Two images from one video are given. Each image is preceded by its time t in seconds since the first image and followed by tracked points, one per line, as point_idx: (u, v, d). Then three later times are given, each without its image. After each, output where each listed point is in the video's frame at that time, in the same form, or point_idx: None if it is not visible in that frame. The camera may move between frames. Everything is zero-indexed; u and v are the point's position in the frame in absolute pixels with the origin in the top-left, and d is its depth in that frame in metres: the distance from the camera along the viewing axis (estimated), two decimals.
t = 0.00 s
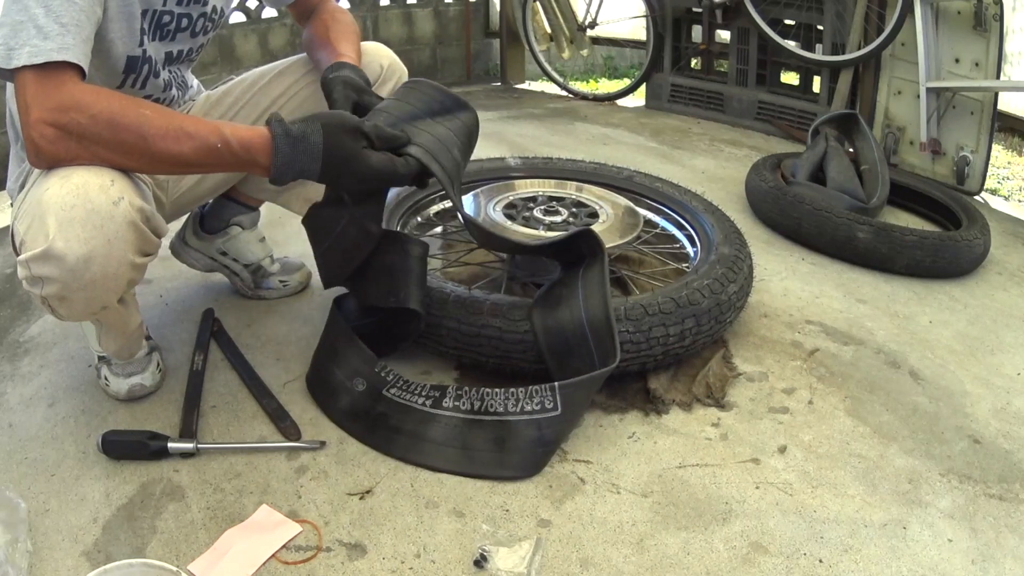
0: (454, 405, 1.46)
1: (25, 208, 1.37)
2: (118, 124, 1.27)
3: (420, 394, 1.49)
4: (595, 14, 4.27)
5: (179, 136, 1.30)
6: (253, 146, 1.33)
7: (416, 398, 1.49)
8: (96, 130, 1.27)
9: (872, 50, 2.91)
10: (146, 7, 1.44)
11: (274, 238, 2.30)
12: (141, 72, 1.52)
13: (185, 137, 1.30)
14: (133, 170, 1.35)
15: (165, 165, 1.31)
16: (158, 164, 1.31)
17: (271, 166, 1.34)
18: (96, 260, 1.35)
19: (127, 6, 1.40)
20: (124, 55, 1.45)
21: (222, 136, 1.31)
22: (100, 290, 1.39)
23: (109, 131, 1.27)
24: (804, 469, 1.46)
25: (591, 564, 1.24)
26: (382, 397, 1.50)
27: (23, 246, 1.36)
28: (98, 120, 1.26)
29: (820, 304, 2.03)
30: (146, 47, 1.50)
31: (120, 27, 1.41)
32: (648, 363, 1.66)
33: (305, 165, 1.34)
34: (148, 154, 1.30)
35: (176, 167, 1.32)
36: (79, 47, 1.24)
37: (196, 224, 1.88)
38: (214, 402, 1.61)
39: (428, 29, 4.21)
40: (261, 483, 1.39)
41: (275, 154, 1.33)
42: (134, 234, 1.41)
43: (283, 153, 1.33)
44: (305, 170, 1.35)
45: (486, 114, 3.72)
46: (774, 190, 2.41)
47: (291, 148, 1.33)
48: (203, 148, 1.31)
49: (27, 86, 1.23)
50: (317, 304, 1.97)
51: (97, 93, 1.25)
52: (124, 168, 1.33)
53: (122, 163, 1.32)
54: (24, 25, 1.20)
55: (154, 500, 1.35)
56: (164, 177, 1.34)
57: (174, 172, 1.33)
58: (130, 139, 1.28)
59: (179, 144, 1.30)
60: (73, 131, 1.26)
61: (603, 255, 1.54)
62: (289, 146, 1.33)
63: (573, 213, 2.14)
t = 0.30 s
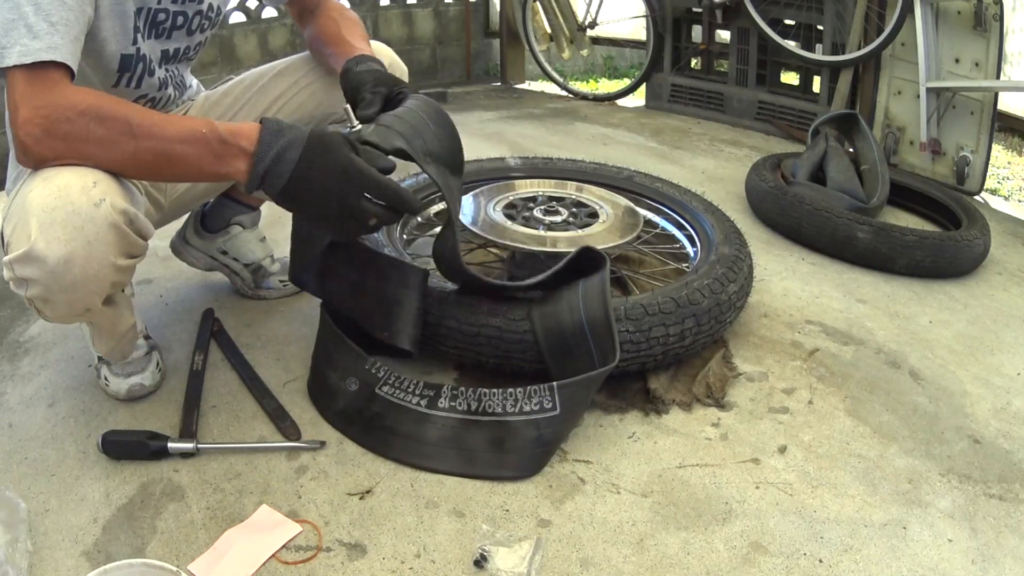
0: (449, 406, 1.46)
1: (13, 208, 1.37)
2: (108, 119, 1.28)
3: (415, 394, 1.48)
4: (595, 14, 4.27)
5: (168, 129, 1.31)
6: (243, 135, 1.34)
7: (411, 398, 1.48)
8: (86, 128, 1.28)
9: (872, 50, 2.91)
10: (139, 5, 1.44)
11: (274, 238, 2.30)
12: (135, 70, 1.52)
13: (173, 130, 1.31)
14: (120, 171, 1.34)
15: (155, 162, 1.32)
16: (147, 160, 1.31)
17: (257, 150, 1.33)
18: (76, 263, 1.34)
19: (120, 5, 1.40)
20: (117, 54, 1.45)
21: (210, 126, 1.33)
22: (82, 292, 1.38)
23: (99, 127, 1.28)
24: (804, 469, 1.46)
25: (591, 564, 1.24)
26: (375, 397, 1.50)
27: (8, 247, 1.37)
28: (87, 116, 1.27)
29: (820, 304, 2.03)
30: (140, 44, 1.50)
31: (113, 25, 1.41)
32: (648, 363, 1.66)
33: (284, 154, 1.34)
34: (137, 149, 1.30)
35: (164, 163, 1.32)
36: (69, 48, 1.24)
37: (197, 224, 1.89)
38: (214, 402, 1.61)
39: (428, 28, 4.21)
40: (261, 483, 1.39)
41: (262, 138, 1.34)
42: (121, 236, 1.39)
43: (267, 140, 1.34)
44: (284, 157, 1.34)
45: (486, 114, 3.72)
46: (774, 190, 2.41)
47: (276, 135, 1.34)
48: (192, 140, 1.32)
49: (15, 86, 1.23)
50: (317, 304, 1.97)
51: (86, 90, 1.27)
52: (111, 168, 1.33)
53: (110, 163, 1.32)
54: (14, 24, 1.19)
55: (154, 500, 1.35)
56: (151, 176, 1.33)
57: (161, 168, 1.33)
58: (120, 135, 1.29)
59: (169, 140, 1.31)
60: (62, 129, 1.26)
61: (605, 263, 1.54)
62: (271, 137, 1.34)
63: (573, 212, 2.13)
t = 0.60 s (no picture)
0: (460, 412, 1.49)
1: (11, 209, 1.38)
2: (23, 162, 1.04)
3: (429, 407, 1.53)
4: (595, 14, 4.27)
5: (101, 174, 1.08)
6: (197, 181, 1.13)
7: (426, 410, 1.53)
8: None
9: (872, 50, 2.91)
10: (159, 33, 1.38)
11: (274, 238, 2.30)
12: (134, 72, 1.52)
13: (109, 177, 1.09)
14: (49, 224, 1.12)
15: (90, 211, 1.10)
16: (83, 216, 1.10)
17: (217, 199, 1.13)
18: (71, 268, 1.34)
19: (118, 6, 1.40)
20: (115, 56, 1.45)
21: (155, 170, 1.11)
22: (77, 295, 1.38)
23: (11, 171, 1.04)
24: (804, 469, 1.46)
25: (591, 564, 1.24)
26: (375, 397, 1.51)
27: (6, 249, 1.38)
28: None
29: (820, 304, 2.03)
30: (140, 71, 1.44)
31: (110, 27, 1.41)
32: (648, 363, 1.66)
33: (247, 217, 1.15)
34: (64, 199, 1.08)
35: (101, 214, 1.10)
36: (49, 68, 1.20)
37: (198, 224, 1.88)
38: (214, 402, 1.61)
39: (428, 29, 4.21)
40: (261, 483, 1.39)
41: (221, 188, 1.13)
42: (114, 239, 1.39)
43: (229, 188, 1.13)
44: (247, 222, 1.15)
45: (486, 114, 3.72)
46: (774, 190, 2.41)
47: (239, 183, 1.14)
48: (135, 189, 1.11)
49: None
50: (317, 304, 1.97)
51: None
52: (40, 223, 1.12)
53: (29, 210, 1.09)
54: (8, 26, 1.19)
55: (155, 500, 1.35)
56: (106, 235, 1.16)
57: (99, 221, 1.11)
58: (40, 182, 1.06)
59: (101, 182, 1.08)
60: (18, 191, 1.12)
61: (611, 266, 1.58)
62: (231, 189, 1.13)
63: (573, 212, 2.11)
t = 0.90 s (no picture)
0: (460, 412, 1.49)
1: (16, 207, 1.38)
2: (31, 163, 1.04)
3: (429, 406, 1.53)
4: (595, 14, 4.26)
5: (107, 180, 1.08)
6: (202, 191, 1.13)
7: (427, 409, 1.52)
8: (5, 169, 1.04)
9: (872, 50, 2.91)
10: (162, 32, 1.38)
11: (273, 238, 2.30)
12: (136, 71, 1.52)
13: (114, 182, 1.09)
14: (53, 226, 1.12)
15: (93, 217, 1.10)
16: (86, 219, 1.10)
17: (221, 213, 1.13)
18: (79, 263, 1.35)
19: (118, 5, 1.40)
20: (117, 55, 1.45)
21: (161, 179, 1.11)
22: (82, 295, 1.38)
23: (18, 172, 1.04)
24: (805, 469, 1.46)
25: (591, 564, 1.24)
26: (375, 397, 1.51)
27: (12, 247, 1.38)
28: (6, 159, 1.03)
29: (820, 304, 2.03)
30: (144, 70, 1.45)
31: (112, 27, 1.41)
32: (648, 363, 1.66)
33: (253, 234, 1.15)
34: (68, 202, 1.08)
35: (102, 221, 1.10)
36: (52, 67, 1.20)
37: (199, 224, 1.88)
38: (214, 402, 1.61)
39: (428, 29, 4.21)
40: (261, 483, 1.39)
41: (226, 201, 1.13)
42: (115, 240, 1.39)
43: (235, 204, 1.13)
44: (253, 240, 1.15)
45: (486, 114, 3.72)
46: (774, 190, 2.41)
47: (245, 202, 1.14)
48: (139, 195, 1.10)
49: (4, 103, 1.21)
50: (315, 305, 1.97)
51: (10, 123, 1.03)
52: (43, 226, 1.11)
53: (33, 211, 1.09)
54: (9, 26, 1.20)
55: (155, 500, 1.35)
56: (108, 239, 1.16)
57: (100, 226, 1.11)
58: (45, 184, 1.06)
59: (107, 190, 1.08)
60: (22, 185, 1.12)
61: (611, 266, 1.57)
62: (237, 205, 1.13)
63: (573, 212, 2.11)
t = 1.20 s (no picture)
0: (460, 412, 1.50)
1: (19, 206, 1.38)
2: (36, 163, 1.04)
3: (429, 407, 1.53)
4: (595, 14, 4.26)
5: (111, 182, 1.08)
6: (206, 197, 1.13)
7: (427, 410, 1.53)
8: (9, 169, 1.03)
9: (872, 50, 2.91)
10: (163, 31, 1.39)
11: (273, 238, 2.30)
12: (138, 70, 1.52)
13: (118, 185, 1.09)
14: (54, 222, 1.12)
15: (97, 217, 1.10)
16: (88, 220, 1.10)
17: (223, 220, 1.13)
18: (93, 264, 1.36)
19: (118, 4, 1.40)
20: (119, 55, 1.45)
21: (166, 183, 1.11)
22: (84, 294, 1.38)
23: (21, 171, 1.04)
24: (805, 469, 1.46)
25: (591, 564, 1.24)
26: (375, 398, 1.51)
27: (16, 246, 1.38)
28: (11, 158, 1.02)
29: (820, 304, 2.03)
30: (145, 69, 1.45)
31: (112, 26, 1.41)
32: (648, 363, 1.66)
33: (255, 240, 1.15)
34: (71, 202, 1.08)
35: (106, 221, 1.11)
36: (54, 65, 1.20)
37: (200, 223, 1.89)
38: (214, 402, 1.61)
39: (428, 29, 4.21)
40: (261, 483, 1.39)
41: (229, 207, 1.13)
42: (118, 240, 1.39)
43: (237, 209, 1.13)
44: (255, 245, 1.16)
45: (487, 114, 3.72)
46: (774, 190, 2.41)
47: (249, 209, 1.14)
48: (143, 199, 1.11)
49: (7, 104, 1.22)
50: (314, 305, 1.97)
51: (15, 121, 1.02)
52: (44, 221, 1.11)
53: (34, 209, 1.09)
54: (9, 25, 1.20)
55: (155, 500, 1.35)
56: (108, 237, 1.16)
57: (103, 226, 1.11)
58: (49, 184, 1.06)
59: (112, 193, 1.08)
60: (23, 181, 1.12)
61: (611, 267, 1.57)
62: (239, 211, 1.13)
63: (573, 213, 2.11)
